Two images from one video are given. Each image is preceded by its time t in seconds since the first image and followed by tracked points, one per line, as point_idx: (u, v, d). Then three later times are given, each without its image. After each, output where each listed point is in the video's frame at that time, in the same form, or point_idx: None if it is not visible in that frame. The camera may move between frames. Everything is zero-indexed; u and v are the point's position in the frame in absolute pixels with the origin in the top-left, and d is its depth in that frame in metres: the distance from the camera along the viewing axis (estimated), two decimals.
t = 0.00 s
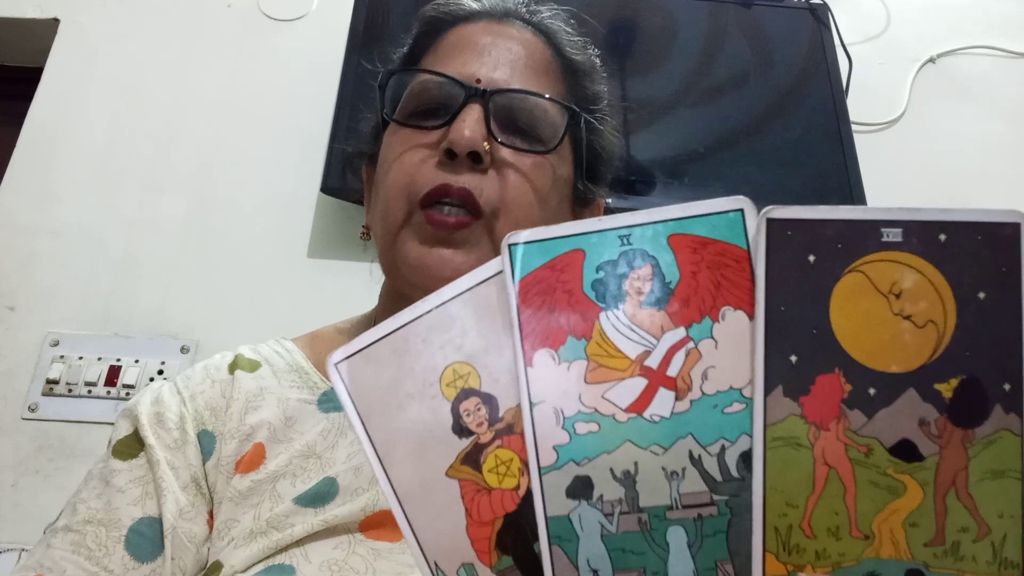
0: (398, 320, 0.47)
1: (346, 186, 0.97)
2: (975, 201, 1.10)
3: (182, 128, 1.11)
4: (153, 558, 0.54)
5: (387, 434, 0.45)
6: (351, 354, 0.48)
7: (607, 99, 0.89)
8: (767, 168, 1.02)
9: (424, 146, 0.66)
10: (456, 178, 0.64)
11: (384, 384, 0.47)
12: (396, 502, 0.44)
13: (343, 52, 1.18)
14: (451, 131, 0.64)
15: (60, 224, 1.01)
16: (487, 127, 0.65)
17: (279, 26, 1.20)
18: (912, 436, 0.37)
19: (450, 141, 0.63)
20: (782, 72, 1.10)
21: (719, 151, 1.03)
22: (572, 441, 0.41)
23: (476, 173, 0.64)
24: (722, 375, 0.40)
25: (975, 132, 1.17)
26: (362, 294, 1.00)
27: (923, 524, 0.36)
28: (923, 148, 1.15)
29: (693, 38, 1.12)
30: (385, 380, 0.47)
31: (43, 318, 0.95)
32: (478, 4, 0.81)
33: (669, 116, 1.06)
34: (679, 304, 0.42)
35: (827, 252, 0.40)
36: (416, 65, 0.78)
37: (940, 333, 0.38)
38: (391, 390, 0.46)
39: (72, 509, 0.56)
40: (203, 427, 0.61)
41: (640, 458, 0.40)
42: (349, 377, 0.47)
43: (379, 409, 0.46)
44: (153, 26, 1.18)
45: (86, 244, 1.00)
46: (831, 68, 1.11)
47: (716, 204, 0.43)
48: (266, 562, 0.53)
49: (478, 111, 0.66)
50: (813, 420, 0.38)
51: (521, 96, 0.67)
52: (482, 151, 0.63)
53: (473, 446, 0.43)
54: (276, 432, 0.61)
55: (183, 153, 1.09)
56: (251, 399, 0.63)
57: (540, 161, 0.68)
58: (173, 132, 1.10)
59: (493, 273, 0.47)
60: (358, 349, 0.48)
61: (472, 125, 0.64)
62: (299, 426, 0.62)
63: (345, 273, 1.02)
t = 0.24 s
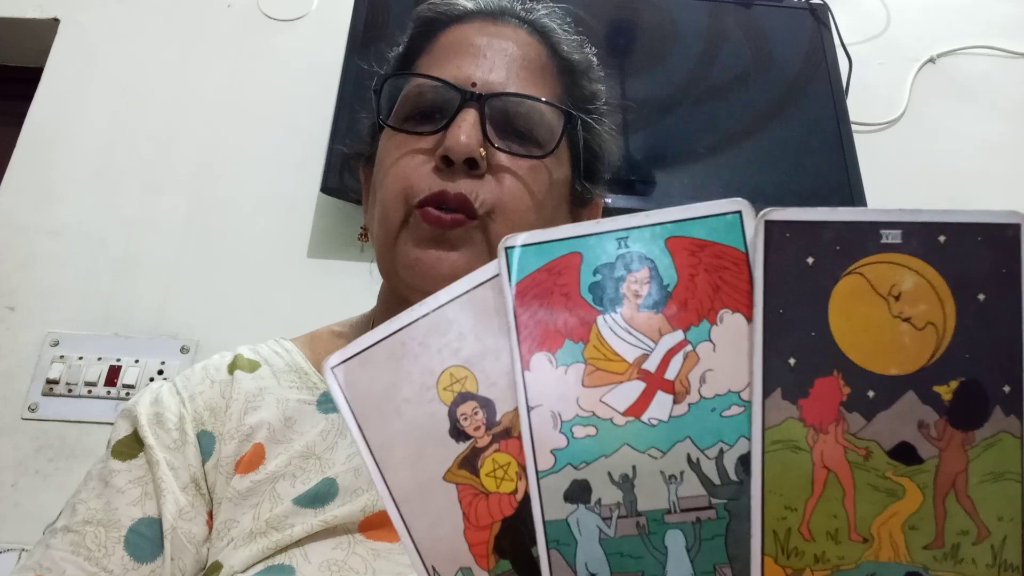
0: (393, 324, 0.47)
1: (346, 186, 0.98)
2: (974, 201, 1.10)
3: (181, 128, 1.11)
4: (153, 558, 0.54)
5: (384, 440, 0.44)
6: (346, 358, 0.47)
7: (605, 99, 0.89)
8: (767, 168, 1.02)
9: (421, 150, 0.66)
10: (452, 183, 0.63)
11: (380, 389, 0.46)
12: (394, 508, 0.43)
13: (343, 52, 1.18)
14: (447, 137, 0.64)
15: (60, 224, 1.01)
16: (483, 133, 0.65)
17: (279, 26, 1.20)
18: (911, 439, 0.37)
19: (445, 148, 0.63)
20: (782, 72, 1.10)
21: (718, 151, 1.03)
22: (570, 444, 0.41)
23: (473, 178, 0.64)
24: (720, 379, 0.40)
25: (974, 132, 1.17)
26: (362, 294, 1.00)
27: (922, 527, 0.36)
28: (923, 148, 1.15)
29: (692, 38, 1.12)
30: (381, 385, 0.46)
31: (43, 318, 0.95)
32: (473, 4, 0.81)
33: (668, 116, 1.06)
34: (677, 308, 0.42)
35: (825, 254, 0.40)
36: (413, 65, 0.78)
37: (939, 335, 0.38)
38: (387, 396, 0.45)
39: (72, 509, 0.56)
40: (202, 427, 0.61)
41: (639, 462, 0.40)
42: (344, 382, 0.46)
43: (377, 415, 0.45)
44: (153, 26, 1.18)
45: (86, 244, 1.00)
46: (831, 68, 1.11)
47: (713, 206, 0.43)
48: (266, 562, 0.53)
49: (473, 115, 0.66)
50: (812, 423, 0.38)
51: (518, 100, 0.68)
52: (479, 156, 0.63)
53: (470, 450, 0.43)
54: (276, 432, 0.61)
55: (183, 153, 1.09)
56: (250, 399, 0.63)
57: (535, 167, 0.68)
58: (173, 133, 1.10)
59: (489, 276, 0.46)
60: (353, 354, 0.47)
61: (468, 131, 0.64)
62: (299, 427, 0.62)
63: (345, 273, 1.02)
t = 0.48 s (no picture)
0: (391, 326, 0.47)
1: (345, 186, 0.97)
2: (974, 202, 1.10)
3: (181, 128, 1.10)
4: (153, 559, 0.54)
5: (383, 442, 0.45)
6: (345, 360, 0.47)
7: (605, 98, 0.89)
8: (767, 168, 1.02)
9: (420, 151, 0.66)
10: (452, 184, 0.63)
11: (378, 391, 0.46)
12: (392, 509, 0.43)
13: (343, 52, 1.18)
14: (446, 137, 0.64)
15: (60, 224, 1.01)
16: (482, 131, 0.65)
17: (279, 26, 1.20)
18: (910, 441, 0.37)
19: (445, 147, 0.63)
20: (782, 72, 1.10)
21: (719, 151, 1.03)
22: (569, 446, 0.41)
23: (473, 178, 0.64)
24: (719, 380, 0.40)
25: (974, 132, 1.17)
26: (362, 294, 1.00)
27: (921, 529, 0.36)
28: (923, 148, 1.15)
29: (692, 38, 1.12)
30: (380, 387, 0.46)
31: (43, 318, 0.95)
32: (473, 4, 0.81)
33: (668, 116, 1.06)
34: (675, 309, 0.42)
35: (823, 255, 0.40)
36: (411, 65, 0.78)
37: (937, 336, 0.38)
38: (386, 397, 0.46)
39: (72, 510, 0.56)
40: (202, 427, 0.61)
41: (637, 463, 0.40)
42: (343, 384, 0.47)
43: (375, 417, 0.45)
44: (153, 26, 1.18)
45: (86, 244, 1.00)
46: (831, 69, 1.11)
47: (710, 207, 0.43)
48: (266, 562, 0.53)
49: (473, 115, 0.66)
50: (810, 424, 0.38)
51: (517, 100, 0.68)
52: (479, 156, 0.63)
53: (469, 451, 0.43)
54: (277, 433, 0.61)
55: (183, 153, 1.09)
56: (251, 399, 0.63)
57: (535, 165, 0.68)
58: (173, 132, 1.10)
59: (488, 278, 0.46)
60: (352, 356, 0.47)
61: (468, 132, 0.64)
62: (299, 427, 0.62)
63: (345, 273, 1.01)
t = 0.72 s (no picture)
0: (391, 327, 0.47)
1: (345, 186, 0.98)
2: (974, 202, 1.10)
3: (182, 128, 1.10)
4: (153, 559, 0.54)
5: (382, 443, 0.44)
6: (345, 361, 0.47)
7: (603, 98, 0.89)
8: (767, 168, 1.02)
9: (419, 150, 0.66)
10: (452, 184, 0.63)
11: (378, 392, 0.46)
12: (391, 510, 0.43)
13: (343, 52, 1.18)
14: (446, 135, 0.64)
15: (60, 224, 1.01)
16: (481, 130, 0.65)
17: (279, 26, 1.20)
18: (909, 442, 0.37)
19: (444, 146, 0.63)
20: (782, 73, 1.10)
21: (719, 151, 1.03)
22: (568, 447, 0.41)
23: (472, 177, 0.64)
24: (718, 381, 0.40)
25: (974, 132, 1.17)
26: (361, 295, 1.00)
27: (920, 529, 0.36)
28: (923, 148, 1.15)
29: (692, 38, 1.12)
30: (379, 388, 0.46)
31: (43, 318, 0.95)
32: (471, 4, 0.81)
33: (668, 116, 1.06)
34: (674, 310, 0.42)
35: (822, 256, 0.40)
36: (410, 66, 0.78)
37: (937, 337, 0.38)
38: (385, 398, 0.46)
39: (72, 510, 0.56)
40: (203, 427, 0.61)
41: (637, 464, 0.40)
42: (342, 385, 0.47)
43: (375, 418, 0.45)
44: (153, 26, 1.18)
45: (86, 244, 1.00)
46: (831, 69, 1.11)
47: (709, 208, 0.43)
48: (266, 562, 0.53)
49: (472, 114, 0.66)
50: (810, 425, 0.38)
51: (516, 99, 0.68)
52: (478, 155, 0.63)
53: (469, 453, 0.43)
54: (277, 433, 0.61)
55: (183, 153, 1.09)
56: (251, 399, 0.63)
57: (534, 163, 0.68)
58: (173, 132, 1.10)
59: (487, 280, 0.46)
60: (352, 357, 0.47)
61: (467, 129, 0.64)
62: (300, 427, 0.62)
63: (344, 273, 1.01)
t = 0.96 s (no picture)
0: (389, 330, 0.46)
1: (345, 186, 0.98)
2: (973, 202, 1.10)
3: (182, 128, 1.11)
4: (153, 557, 0.54)
5: (380, 447, 0.44)
6: (342, 364, 0.47)
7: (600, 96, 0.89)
8: (767, 168, 1.02)
9: (417, 147, 0.66)
10: (448, 178, 0.63)
11: (376, 396, 0.46)
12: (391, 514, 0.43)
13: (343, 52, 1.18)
14: (444, 131, 0.65)
15: (60, 224, 1.01)
16: (479, 126, 0.65)
17: (279, 26, 1.20)
18: (910, 442, 0.37)
19: (443, 141, 0.64)
20: (782, 73, 1.10)
21: (719, 151, 1.03)
22: (568, 450, 0.41)
23: (469, 173, 0.64)
24: (718, 383, 0.40)
25: (974, 132, 1.17)
26: (361, 294, 1.00)
27: (921, 530, 0.36)
28: (923, 148, 1.15)
29: (692, 38, 1.12)
30: (377, 392, 0.46)
31: (44, 318, 0.95)
32: (469, 5, 0.81)
33: (667, 116, 1.06)
34: (674, 311, 0.42)
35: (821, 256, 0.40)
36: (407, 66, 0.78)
37: (936, 337, 0.38)
38: (383, 402, 0.45)
39: (71, 510, 0.56)
40: (202, 427, 0.61)
41: (637, 467, 0.40)
42: (339, 388, 0.46)
43: (373, 421, 0.45)
44: (153, 26, 1.18)
45: (86, 243, 1.00)
46: (831, 69, 1.11)
47: (708, 209, 0.43)
48: (265, 561, 0.53)
49: (470, 110, 0.66)
50: (810, 426, 0.38)
51: (513, 95, 0.68)
52: (475, 150, 0.63)
53: (468, 456, 0.43)
54: (277, 431, 0.61)
55: (183, 153, 1.09)
56: (250, 399, 0.63)
57: (531, 159, 0.68)
58: (173, 132, 1.10)
59: (485, 282, 0.46)
60: (349, 360, 0.47)
61: (465, 124, 0.64)
62: (299, 426, 0.62)
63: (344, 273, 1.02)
